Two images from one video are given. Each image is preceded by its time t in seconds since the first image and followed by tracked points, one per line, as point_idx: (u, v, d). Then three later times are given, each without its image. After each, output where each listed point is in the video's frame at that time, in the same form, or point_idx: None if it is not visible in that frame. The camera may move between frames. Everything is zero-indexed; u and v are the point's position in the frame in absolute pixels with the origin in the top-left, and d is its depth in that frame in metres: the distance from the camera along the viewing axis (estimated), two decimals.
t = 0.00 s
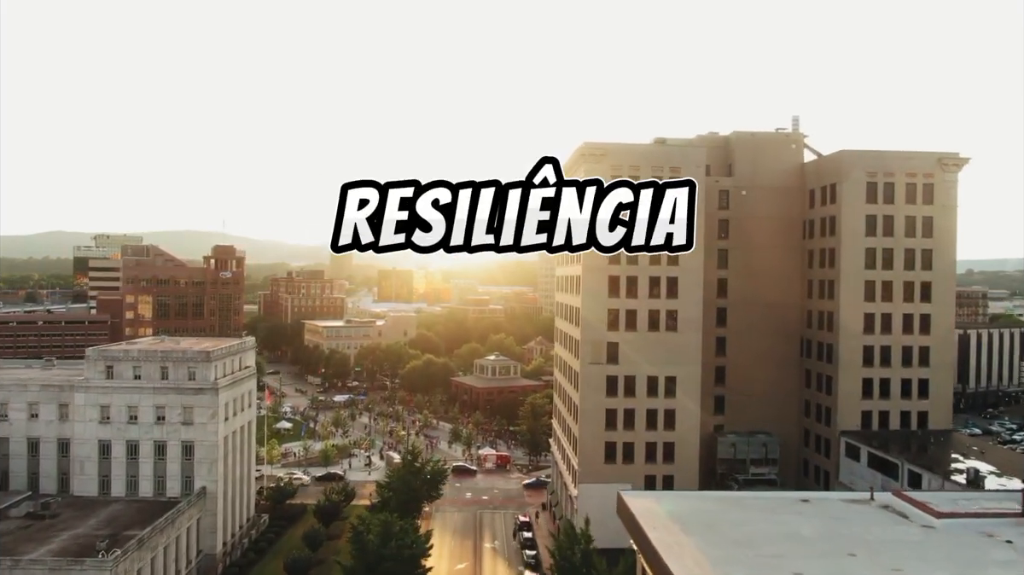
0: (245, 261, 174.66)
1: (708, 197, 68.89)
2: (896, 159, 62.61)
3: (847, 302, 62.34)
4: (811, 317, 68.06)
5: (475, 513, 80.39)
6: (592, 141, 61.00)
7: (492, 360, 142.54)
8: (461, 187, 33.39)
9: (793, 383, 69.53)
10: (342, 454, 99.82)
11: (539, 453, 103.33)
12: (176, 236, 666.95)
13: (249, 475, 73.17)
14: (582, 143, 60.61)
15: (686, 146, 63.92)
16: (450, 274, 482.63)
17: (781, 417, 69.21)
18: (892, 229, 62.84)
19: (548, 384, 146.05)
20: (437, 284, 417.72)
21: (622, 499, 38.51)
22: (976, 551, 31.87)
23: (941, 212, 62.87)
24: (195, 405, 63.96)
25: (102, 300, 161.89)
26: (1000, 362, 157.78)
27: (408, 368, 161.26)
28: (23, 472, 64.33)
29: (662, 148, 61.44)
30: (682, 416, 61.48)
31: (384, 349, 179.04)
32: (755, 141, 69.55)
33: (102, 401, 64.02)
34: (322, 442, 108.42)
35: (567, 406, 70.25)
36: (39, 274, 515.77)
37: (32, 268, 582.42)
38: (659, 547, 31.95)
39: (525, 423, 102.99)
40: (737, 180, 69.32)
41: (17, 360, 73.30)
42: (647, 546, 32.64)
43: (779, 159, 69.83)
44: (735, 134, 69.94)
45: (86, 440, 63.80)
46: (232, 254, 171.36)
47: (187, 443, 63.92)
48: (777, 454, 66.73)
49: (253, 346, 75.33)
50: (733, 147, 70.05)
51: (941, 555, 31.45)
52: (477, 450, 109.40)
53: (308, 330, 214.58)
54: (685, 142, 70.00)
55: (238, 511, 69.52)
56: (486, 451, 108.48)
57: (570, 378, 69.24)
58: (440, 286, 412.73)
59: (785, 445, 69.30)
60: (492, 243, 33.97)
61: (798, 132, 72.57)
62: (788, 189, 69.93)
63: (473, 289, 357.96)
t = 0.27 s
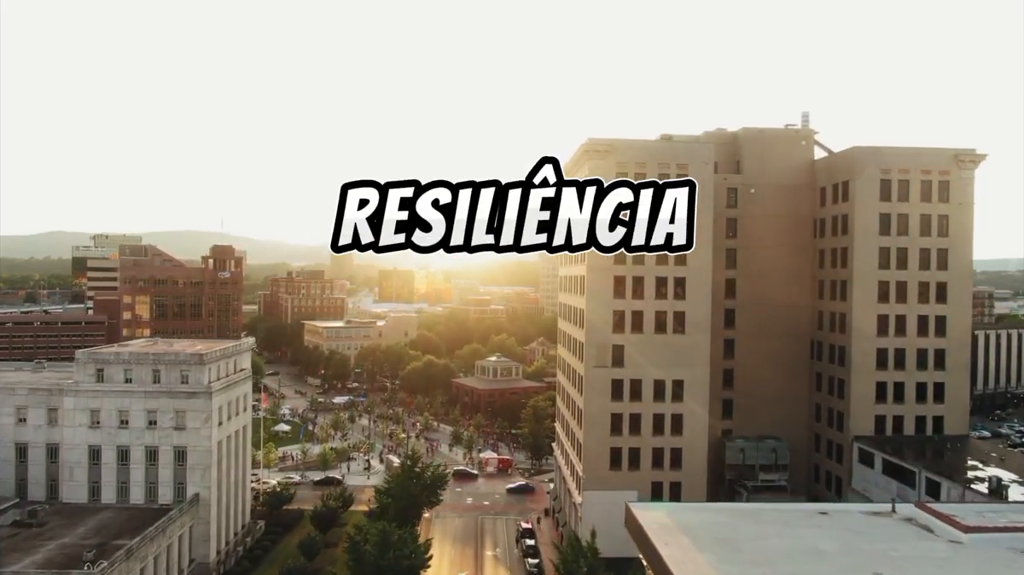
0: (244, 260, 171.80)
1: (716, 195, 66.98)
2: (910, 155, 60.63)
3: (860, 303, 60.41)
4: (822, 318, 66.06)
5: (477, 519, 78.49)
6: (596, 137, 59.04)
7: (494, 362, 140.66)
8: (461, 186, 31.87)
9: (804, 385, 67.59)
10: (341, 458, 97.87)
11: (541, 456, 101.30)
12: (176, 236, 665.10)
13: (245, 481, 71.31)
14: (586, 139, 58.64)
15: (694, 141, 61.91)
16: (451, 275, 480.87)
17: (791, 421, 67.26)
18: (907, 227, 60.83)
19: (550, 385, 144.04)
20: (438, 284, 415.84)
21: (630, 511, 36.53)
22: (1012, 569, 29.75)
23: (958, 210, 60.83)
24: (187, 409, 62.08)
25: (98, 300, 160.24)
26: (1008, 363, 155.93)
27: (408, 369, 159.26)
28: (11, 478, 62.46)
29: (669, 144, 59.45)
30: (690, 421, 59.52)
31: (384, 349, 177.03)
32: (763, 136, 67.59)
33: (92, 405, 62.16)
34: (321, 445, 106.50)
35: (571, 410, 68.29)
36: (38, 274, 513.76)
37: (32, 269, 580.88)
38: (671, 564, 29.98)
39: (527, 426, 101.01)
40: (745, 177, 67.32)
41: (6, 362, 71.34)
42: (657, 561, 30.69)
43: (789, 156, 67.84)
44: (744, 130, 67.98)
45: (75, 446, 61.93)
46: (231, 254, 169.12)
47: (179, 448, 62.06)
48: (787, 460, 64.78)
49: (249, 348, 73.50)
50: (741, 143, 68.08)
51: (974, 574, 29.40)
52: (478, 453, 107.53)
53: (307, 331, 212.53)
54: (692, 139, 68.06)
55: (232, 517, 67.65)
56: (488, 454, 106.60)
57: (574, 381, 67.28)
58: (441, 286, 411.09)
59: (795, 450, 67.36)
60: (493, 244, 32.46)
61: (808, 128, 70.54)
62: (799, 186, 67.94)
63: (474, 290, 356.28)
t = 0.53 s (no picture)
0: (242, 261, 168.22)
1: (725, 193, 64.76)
2: (929, 151, 58.35)
3: (876, 305, 58.16)
4: (836, 320, 63.79)
5: (478, 526, 76.31)
6: (601, 132, 56.82)
7: (496, 363, 138.45)
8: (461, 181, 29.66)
9: (816, 390, 65.33)
10: (339, 462, 95.73)
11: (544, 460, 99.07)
12: (177, 236, 663.70)
13: (239, 487, 69.15)
14: (591, 134, 56.41)
15: (704, 136, 59.67)
16: (452, 275, 478.99)
17: (803, 427, 65.01)
18: (925, 226, 58.55)
19: (553, 388, 141.81)
20: (439, 284, 413.76)
21: (641, 527, 34.34)
22: None
23: (978, 207, 58.52)
24: (178, 415, 59.89)
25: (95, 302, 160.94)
26: (1017, 365, 153.53)
27: (409, 371, 157.04)
28: None
29: (677, 139, 57.14)
30: (700, 427, 57.28)
31: (384, 351, 174.83)
32: (774, 132, 65.39)
33: (79, 411, 59.97)
34: (319, 449, 104.35)
35: (575, 415, 66.07)
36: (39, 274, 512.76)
37: (32, 269, 579.41)
38: None
39: (529, 430, 98.78)
40: (756, 174, 65.07)
41: None
42: None
43: (801, 152, 65.57)
44: (754, 126, 65.77)
45: (62, 452, 59.82)
46: (229, 254, 166.76)
47: (170, 455, 59.86)
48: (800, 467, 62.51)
49: (243, 351, 71.36)
50: (751, 139, 65.86)
51: None
52: (479, 457, 105.33)
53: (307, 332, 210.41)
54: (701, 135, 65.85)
55: (225, 526, 65.45)
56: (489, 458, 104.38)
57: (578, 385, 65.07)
58: (443, 287, 409.02)
59: (808, 457, 65.10)
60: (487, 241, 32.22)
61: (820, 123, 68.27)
62: (811, 183, 65.65)
63: (475, 290, 354.42)
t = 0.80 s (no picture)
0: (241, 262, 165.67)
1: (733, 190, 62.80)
2: (947, 147, 56.40)
3: (891, 306, 56.25)
4: (848, 322, 61.80)
5: (479, 533, 74.42)
6: (606, 128, 55.01)
7: (497, 365, 136.53)
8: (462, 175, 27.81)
9: (827, 393, 63.37)
10: (337, 466, 93.85)
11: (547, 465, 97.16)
12: (177, 236, 662.13)
13: (235, 493, 67.28)
14: (595, 130, 54.62)
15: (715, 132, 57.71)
16: (453, 275, 477.06)
17: (813, 432, 63.10)
18: (941, 224, 56.61)
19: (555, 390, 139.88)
20: (440, 285, 411.77)
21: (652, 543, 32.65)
22: None
23: (996, 205, 56.59)
24: (169, 419, 57.98)
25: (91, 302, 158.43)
26: None
27: (409, 372, 155.12)
28: None
29: (686, 135, 55.26)
30: (709, 432, 55.35)
31: (384, 351, 172.94)
32: (787, 128, 63.41)
33: (67, 415, 58.10)
34: (317, 452, 102.49)
35: (580, 419, 64.16)
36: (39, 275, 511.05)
37: (32, 269, 577.59)
38: None
39: (532, 434, 96.82)
40: (765, 171, 63.12)
41: None
42: None
43: (811, 149, 63.60)
44: (766, 121, 63.77)
45: (50, 458, 57.93)
46: (227, 254, 164.57)
47: (161, 461, 57.99)
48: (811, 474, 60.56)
49: (240, 353, 69.54)
50: (763, 135, 63.87)
51: None
52: (480, 461, 103.45)
53: (307, 333, 208.47)
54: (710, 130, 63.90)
55: (220, 534, 63.49)
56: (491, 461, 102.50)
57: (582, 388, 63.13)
58: (443, 287, 407.11)
59: (818, 464, 63.14)
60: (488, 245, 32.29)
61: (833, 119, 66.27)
62: (821, 180, 63.65)
63: (476, 291, 352.55)
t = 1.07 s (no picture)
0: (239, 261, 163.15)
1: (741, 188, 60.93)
2: (968, 142, 54.48)
3: (906, 307, 54.38)
4: (861, 324, 59.88)
5: (481, 540, 72.57)
6: (613, 123, 53.09)
7: (499, 366, 134.64)
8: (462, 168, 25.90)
9: (840, 397, 61.50)
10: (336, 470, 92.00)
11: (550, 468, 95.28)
12: (178, 237, 660.70)
13: (229, 500, 65.38)
14: (601, 124, 52.69)
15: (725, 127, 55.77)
16: (455, 276, 475.25)
17: (824, 437, 61.29)
18: (958, 222, 54.67)
19: (557, 391, 137.93)
20: (441, 285, 409.83)
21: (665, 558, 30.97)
22: None
23: (1015, 203, 54.61)
24: (160, 424, 56.08)
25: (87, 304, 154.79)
26: None
27: (409, 374, 153.25)
28: None
29: (692, 129, 53.35)
30: (720, 439, 53.46)
31: (384, 352, 171.08)
32: (799, 124, 61.41)
33: (55, 420, 56.21)
34: (316, 455, 100.62)
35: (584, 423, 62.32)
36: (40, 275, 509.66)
37: (33, 269, 575.99)
38: None
39: (534, 437, 94.83)
40: (776, 168, 61.16)
41: None
42: None
43: (824, 145, 61.65)
44: (776, 115, 61.75)
45: (37, 464, 56.07)
46: (225, 254, 162.01)
47: (152, 468, 56.10)
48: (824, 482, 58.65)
49: (234, 355, 67.62)
50: (772, 131, 61.89)
51: None
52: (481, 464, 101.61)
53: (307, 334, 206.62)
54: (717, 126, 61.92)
55: (212, 542, 61.59)
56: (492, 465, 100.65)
57: (586, 391, 61.21)
58: (445, 287, 405.25)
59: (832, 470, 61.24)
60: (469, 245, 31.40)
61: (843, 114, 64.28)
62: (835, 178, 61.72)
63: (477, 291, 350.61)
